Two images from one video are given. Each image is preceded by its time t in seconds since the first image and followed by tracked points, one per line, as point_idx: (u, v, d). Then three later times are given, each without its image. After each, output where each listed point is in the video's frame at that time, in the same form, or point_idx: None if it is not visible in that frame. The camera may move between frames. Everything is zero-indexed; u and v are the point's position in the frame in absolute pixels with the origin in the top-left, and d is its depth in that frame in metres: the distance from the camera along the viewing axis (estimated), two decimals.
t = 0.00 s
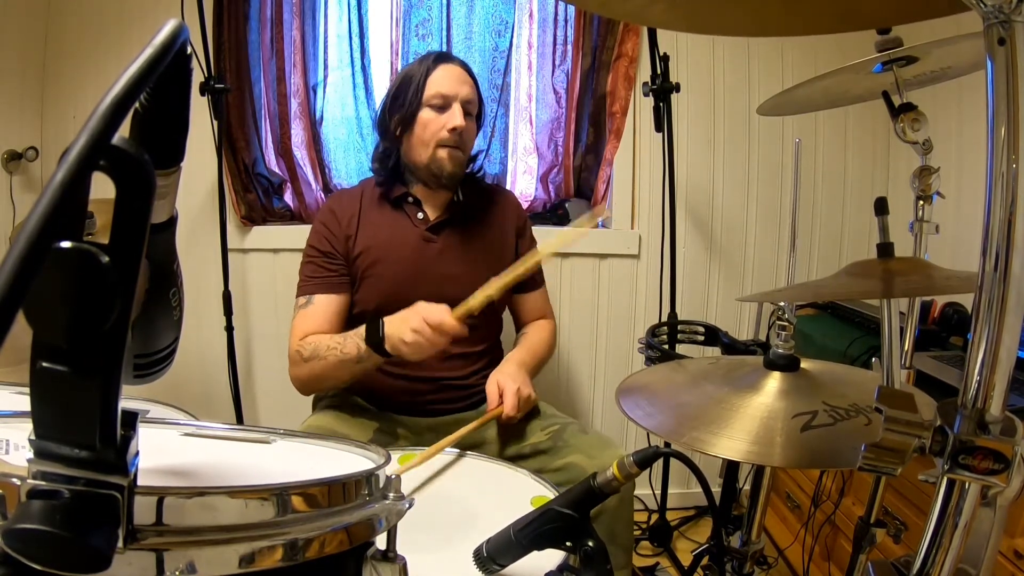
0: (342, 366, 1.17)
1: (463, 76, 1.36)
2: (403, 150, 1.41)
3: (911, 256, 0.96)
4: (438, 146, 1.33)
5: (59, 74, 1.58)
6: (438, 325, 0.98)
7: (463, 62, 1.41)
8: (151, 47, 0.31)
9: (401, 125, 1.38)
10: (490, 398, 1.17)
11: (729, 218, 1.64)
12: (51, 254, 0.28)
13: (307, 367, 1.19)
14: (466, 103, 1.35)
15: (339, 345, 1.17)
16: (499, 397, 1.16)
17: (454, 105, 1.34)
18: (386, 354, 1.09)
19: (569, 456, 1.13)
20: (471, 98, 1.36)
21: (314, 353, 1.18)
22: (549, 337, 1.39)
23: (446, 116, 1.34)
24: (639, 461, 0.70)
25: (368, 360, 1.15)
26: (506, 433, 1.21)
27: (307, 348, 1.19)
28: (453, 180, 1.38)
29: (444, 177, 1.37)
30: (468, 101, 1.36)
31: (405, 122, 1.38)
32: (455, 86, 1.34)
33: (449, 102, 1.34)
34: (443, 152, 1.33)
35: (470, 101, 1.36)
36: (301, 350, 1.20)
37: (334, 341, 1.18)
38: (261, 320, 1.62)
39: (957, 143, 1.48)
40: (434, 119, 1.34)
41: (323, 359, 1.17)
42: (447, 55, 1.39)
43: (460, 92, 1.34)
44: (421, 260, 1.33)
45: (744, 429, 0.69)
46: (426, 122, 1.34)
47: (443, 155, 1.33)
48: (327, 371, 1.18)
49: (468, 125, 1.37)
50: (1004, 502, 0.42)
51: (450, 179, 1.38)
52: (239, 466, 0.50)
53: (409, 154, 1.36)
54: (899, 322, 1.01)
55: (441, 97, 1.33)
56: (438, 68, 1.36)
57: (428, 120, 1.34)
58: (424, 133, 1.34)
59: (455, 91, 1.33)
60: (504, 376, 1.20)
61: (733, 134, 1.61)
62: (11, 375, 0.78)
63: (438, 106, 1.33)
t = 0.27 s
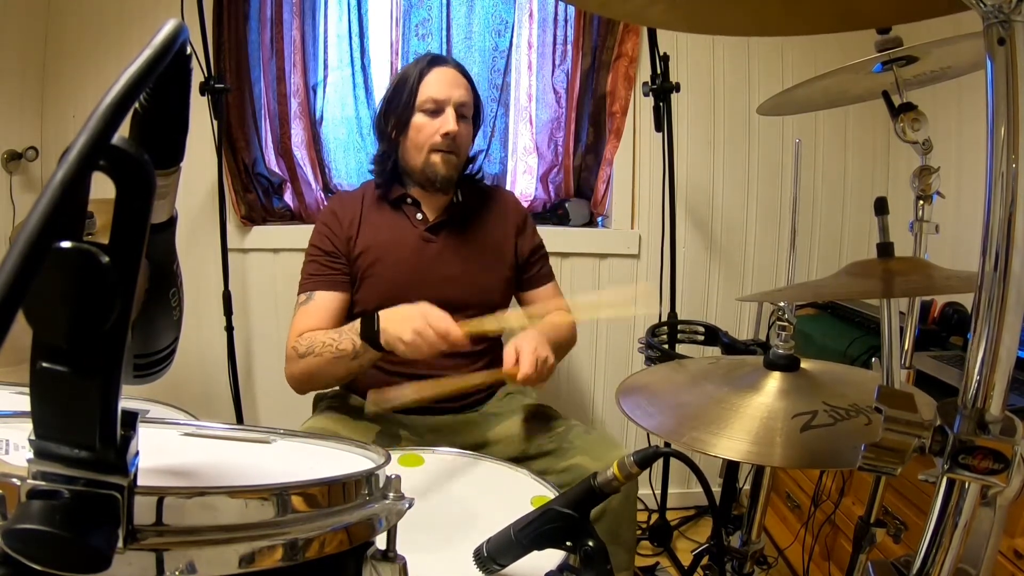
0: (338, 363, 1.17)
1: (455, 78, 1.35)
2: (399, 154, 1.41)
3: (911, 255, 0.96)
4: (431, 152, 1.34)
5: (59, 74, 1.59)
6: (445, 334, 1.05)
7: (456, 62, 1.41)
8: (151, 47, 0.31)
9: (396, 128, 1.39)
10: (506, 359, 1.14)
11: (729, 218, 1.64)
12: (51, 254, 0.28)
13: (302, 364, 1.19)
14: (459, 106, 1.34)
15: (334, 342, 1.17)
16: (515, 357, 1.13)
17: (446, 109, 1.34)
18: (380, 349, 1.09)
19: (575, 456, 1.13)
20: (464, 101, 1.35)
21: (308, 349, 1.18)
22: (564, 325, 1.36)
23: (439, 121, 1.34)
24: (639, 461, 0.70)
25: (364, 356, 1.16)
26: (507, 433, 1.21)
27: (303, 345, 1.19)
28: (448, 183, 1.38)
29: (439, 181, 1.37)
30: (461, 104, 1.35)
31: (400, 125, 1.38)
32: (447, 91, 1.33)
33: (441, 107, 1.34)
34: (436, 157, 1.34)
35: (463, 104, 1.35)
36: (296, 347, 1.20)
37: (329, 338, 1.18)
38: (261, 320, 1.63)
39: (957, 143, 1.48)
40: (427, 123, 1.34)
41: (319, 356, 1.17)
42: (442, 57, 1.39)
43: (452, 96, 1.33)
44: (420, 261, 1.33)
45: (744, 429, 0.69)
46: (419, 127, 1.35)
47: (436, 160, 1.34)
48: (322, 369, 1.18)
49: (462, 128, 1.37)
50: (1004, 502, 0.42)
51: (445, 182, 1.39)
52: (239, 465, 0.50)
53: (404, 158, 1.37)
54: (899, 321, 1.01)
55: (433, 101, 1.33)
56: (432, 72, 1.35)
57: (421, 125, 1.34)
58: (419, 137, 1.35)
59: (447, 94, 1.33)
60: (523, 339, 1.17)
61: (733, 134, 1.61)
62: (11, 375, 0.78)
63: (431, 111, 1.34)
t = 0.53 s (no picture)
0: (351, 364, 1.17)
1: (455, 79, 1.34)
2: (398, 153, 1.41)
3: (911, 255, 0.96)
4: (429, 153, 1.34)
5: (59, 74, 1.58)
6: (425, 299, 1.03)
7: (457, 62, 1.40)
8: (151, 47, 0.31)
9: (395, 130, 1.40)
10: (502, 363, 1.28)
11: (729, 217, 1.64)
12: (51, 254, 0.28)
13: (313, 365, 1.19)
14: (458, 107, 1.33)
15: (347, 343, 1.18)
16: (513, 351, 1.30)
17: (445, 110, 1.33)
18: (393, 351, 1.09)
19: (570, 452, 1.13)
20: (464, 102, 1.34)
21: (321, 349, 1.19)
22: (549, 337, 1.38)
23: (437, 122, 1.33)
24: (639, 462, 0.70)
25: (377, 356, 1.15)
26: (507, 433, 1.21)
27: (314, 346, 1.20)
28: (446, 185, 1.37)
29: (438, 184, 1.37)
30: (461, 105, 1.34)
31: (399, 126, 1.38)
32: (446, 91, 1.33)
33: (440, 107, 1.33)
34: (434, 158, 1.34)
35: (462, 106, 1.34)
36: (307, 349, 1.20)
37: (342, 338, 1.19)
38: (260, 320, 1.63)
39: (956, 143, 1.48)
40: (426, 124, 1.34)
41: (332, 356, 1.18)
42: (442, 57, 1.38)
43: (451, 97, 1.33)
44: (420, 261, 1.33)
45: (745, 429, 0.69)
46: (419, 128, 1.34)
47: (434, 161, 1.34)
48: (334, 369, 1.18)
49: (460, 129, 1.36)
50: (1004, 502, 0.42)
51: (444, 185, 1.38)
52: (239, 466, 0.50)
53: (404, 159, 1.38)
54: (899, 321, 1.01)
55: (432, 102, 1.32)
56: (432, 72, 1.35)
57: (420, 126, 1.34)
58: (418, 137, 1.35)
59: (446, 95, 1.33)
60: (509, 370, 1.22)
61: (733, 134, 1.61)
62: (11, 375, 0.78)
63: (430, 112, 1.33)
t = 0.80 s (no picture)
0: (347, 363, 1.17)
1: (465, 72, 1.36)
2: (405, 147, 1.41)
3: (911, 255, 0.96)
4: (443, 138, 1.32)
5: (58, 74, 1.58)
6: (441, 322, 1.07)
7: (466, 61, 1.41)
8: (150, 47, 0.31)
9: (405, 120, 1.38)
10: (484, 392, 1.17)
11: (730, 217, 1.64)
12: (51, 254, 0.28)
13: (310, 364, 1.19)
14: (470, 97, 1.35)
15: (343, 341, 1.18)
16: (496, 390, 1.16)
17: (459, 99, 1.34)
18: (393, 348, 1.12)
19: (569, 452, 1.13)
20: (475, 94, 1.36)
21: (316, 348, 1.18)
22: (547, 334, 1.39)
23: (450, 109, 1.33)
24: (639, 461, 0.70)
25: (375, 355, 1.17)
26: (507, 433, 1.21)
27: (310, 345, 1.19)
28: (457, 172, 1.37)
29: (449, 170, 1.37)
30: (472, 95, 1.36)
31: (408, 117, 1.37)
32: (459, 81, 1.34)
33: (453, 96, 1.34)
34: (447, 144, 1.32)
35: (473, 97, 1.36)
36: (303, 347, 1.20)
37: (338, 337, 1.19)
38: (260, 320, 1.63)
39: (956, 143, 1.48)
40: (438, 112, 1.34)
41: (328, 355, 1.17)
42: (451, 53, 1.39)
43: (464, 87, 1.34)
44: (423, 257, 1.33)
45: (746, 429, 0.69)
46: (430, 115, 1.34)
47: (448, 147, 1.32)
48: (333, 369, 1.18)
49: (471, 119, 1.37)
50: (1004, 502, 0.42)
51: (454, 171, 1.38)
52: (239, 466, 0.50)
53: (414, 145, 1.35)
54: (900, 321, 1.02)
55: (445, 91, 1.33)
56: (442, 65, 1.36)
57: (432, 113, 1.34)
58: (430, 125, 1.33)
59: (459, 85, 1.34)
60: (498, 371, 1.21)
61: (733, 134, 1.61)
62: (11, 376, 0.78)
63: (443, 100, 1.33)
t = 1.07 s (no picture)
0: (342, 351, 1.17)
1: (463, 81, 1.32)
2: (405, 151, 1.41)
3: (911, 255, 0.96)
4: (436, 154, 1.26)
5: (58, 74, 1.59)
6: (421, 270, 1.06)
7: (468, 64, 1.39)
8: (151, 47, 0.31)
9: (403, 127, 1.40)
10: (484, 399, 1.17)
11: (730, 218, 1.64)
12: (52, 254, 0.28)
13: (308, 360, 1.19)
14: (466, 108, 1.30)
15: (337, 329, 1.18)
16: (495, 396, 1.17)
17: (453, 111, 1.28)
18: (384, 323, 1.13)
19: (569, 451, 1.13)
20: (472, 103, 1.33)
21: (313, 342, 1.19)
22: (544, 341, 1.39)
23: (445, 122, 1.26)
24: (639, 462, 0.70)
25: (369, 337, 1.16)
26: (506, 433, 1.22)
27: (307, 340, 1.20)
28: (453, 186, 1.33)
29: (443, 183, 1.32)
30: (469, 106, 1.32)
31: (406, 125, 1.39)
32: (456, 92, 1.29)
33: (449, 109, 1.28)
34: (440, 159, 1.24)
35: (470, 107, 1.33)
36: (301, 344, 1.20)
37: (333, 328, 1.19)
38: (261, 320, 1.63)
39: (956, 143, 1.48)
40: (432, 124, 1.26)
41: (323, 346, 1.17)
42: (453, 59, 1.37)
43: (460, 98, 1.29)
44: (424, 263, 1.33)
45: (745, 430, 0.69)
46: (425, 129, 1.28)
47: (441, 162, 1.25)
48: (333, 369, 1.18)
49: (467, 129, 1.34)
50: (1004, 502, 0.42)
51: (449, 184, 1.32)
52: (239, 465, 0.50)
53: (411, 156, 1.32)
54: (899, 321, 1.02)
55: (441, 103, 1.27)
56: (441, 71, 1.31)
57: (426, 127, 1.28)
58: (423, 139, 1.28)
59: (455, 96, 1.29)
60: (499, 377, 1.21)
61: (733, 134, 1.61)
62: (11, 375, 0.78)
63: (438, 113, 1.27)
